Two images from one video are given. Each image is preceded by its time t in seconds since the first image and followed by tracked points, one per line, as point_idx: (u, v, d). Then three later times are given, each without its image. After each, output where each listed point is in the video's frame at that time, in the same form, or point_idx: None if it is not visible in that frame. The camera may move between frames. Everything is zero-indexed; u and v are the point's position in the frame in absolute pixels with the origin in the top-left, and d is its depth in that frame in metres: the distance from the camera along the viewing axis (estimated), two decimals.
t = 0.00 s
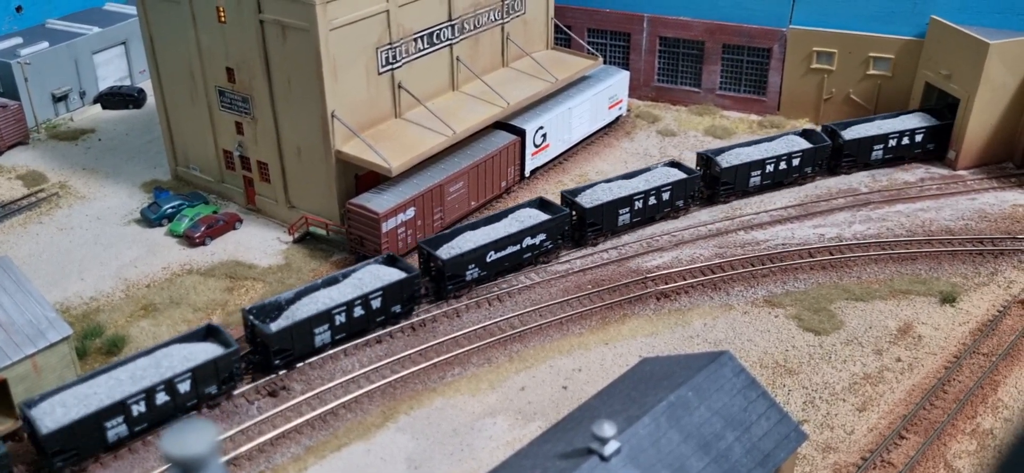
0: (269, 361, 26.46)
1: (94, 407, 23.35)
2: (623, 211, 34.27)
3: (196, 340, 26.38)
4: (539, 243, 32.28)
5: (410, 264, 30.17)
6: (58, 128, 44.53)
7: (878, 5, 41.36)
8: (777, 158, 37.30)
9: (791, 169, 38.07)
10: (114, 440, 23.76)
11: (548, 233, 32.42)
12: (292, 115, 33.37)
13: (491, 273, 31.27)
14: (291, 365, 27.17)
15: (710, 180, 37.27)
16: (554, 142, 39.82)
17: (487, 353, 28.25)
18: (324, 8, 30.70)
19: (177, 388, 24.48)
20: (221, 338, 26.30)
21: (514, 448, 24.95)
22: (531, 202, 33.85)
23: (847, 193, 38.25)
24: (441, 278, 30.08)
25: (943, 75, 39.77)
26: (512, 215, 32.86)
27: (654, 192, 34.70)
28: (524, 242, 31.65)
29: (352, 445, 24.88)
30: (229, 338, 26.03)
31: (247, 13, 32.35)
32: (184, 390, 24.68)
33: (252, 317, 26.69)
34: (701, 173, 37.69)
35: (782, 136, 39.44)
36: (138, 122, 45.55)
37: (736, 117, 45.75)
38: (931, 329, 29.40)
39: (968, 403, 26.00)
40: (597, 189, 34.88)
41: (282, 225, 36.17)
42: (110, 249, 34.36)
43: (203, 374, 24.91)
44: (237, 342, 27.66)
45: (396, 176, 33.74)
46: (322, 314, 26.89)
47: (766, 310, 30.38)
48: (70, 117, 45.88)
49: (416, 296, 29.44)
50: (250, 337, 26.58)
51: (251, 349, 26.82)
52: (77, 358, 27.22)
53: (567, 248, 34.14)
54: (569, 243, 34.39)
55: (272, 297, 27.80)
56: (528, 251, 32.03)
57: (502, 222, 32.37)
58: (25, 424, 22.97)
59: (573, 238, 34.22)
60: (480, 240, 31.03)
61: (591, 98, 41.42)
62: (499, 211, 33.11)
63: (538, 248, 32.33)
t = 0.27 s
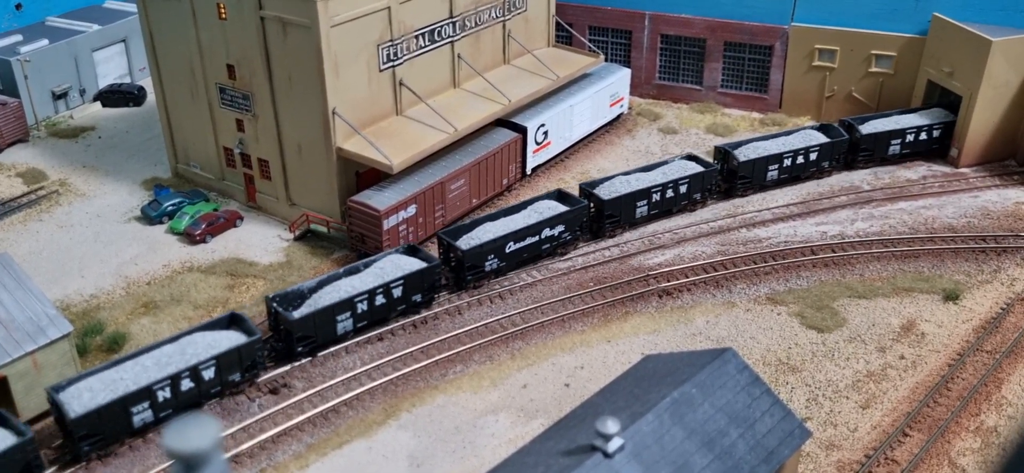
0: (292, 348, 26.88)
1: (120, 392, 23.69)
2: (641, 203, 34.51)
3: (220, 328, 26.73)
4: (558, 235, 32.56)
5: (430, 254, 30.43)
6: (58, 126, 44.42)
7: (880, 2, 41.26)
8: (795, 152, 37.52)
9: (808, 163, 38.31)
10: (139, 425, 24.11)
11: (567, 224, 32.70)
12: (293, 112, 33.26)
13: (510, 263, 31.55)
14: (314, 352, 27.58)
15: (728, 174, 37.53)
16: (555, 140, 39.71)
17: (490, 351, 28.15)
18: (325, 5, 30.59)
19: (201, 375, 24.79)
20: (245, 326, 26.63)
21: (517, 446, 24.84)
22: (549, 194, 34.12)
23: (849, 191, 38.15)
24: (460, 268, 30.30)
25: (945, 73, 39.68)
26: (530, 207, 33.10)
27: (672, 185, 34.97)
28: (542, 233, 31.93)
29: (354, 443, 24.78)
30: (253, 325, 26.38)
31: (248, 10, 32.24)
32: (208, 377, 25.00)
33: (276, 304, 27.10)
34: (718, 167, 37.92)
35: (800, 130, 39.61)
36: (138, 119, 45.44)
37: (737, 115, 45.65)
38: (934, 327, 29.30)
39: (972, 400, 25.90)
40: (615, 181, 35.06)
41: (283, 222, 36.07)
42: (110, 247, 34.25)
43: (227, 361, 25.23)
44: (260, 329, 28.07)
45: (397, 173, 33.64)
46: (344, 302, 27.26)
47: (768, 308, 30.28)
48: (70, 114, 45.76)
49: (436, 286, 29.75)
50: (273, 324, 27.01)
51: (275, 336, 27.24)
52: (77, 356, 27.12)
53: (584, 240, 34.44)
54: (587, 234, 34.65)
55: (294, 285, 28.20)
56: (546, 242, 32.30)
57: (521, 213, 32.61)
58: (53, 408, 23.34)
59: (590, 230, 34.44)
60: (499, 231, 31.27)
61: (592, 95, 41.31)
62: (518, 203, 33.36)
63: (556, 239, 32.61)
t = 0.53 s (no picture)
0: (313, 340, 27.36)
1: (146, 382, 24.13)
2: (658, 199, 35.06)
3: (242, 320, 27.17)
4: (574, 230, 33.12)
5: (448, 249, 30.96)
6: (59, 127, 44.51)
7: (880, 3, 41.36)
8: (810, 150, 37.89)
9: (824, 160, 38.68)
10: (165, 415, 24.53)
11: (583, 220, 33.28)
12: (294, 113, 33.35)
13: (527, 258, 32.14)
14: (334, 345, 28.05)
15: (744, 170, 37.96)
16: (556, 141, 39.79)
17: (491, 351, 28.23)
18: (327, 6, 30.68)
19: (225, 366, 25.22)
20: (266, 318, 27.06)
21: (518, 446, 24.92)
22: (565, 190, 34.70)
23: (849, 192, 38.24)
24: (478, 262, 30.88)
25: (945, 74, 39.79)
26: (547, 202, 33.67)
27: (689, 182, 35.43)
28: (559, 229, 32.49)
29: (356, 443, 24.86)
30: (275, 318, 26.82)
31: (250, 11, 32.32)
32: (231, 368, 25.42)
33: (297, 297, 27.61)
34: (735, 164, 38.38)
35: (816, 128, 39.97)
36: (140, 120, 45.52)
37: (737, 116, 45.75)
38: (934, 328, 29.39)
39: (972, 401, 25.99)
40: (633, 178, 35.69)
41: (285, 223, 36.15)
42: (113, 248, 34.33)
43: (249, 353, 25.65)
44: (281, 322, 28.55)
45: (399, 174, 33.73)
46: (364, 295, 27.70)
47: (769, 308, 30.38)
48: (71, 115, 45.84)
49: (454, 280, 30.28)
50: (294, 317, 27.48)
51: (296, 329, 27.72)
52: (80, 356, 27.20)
53: (601, 235, 35.03)
54: (603, 229, 35.24)
55: (315, 280, 28.71)
56: (563, 238, 32.88)
57: (538, 209, 33.19)
58: (81, 397, 23.79)
59: (607, 225, 35.07)
60: (516, 226, 31.83)
61: (593, 96, 41.39)
62: (534, 199, 33.93)
63: (573, 235, 33.18)
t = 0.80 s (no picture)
0: (335, 330, 27.85)
1: (174, 370, 24.58)
2: (673, 195, 35.40)
3: (265, 310, 27.61)
4: (590, 225, 33.54)
5: (467, 242, 31.43)
6: (59, 128, 44.52)
7: (878, 4, 41.40)
8: (825, 147, 38.14)
9: (838, 158, 38.91)
10: (192, 402, 24.99)
11: (600, 215, 33.70)
12: (294, 113, 33.38)
13: (544, 252, 32.60)
14: (356, 335, 28.56)
15: (759, 167, 38.20)
16: (555, 142, 39.82)
17: (490, 352, 28.26)
18: (326, 7, 30.71)
19: (250, 355, 25.65)
20: (290, 308, 27.53)
21: (517, 446, 24.95)
22: (582, 185, 35.11)
23: (847, 192, 38.28)
24: (495, 256, 31.35)
25: (943, 75, 39.84)
26: (564, 197, 34.10)
27: (704, 178, 35.80)
28: (575, 223, 32.92)
29: (355, 443, 24.89)
30: (299, 308, 27.28)
31: (249, 12, 32.35)
32: (257, 357, 25.85)
33: (320, 288, 28.08)
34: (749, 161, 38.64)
35: (830, 125, 40.23)
36: (139, 121, 45.52)
37: (736, 116, 45.78)
38: (933, 328, 29.42)
39: (970, 401, 26.02)
40: (648, 173, 36.06)
41: (284, 224, 36.18)
42: (112, 248, 34.35)
43: (275, 342, 26.08)
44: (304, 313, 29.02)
45: (398, 175, 33.75)
46: (385, 286, 28.19)
47: (767, 309, 30.41)
48: (71, 116, 45.85)
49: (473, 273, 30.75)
50: (316, 307, 27.97)
51: (318, 319, 28.21)
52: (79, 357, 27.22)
53: (617, 231, 35.43)
54: (619, 224, 35.67)
55: (337, 271, 29.18)
56: (579, 232, 33.31)
57: (555, 203, 33.62)
58: (111, 384, 24.26)
59: (623, 220, 35.47)
60: (533, 220, 32.27)
61: (592, 97, 41.41)
62: (552, 193, 34.36)
63: (589, 229, 33.61)
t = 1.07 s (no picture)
0: (356, 319, 28.31)
1: (201, 356, 25.13)
2: (689, 189, 35.77)
3: (288, 298, 28.14)
4: (607, 218, 33.99)
5: (485, 234, 31.87)
6: (57, 127, 44.46)
7: (878, 3, 41.36)
8: (839, 143, 38.37)
9: (852, 153, 39.14)
10: (219, 388, 25.54)
11: (616, 208, 34.13)
12: (291, 112, 33.34)
13: (561, 245, 33.09)
14: (378, 324, 29.03)
15: (773, 163, 38.55)
16: (553, 141, 39.78)
17: (488, 351, 28.22)
18: (324, 6, 30.67)
19: (275, 342, 26.17)
20: (313, 296, 28.05)
21: (515, 445, 24.91)
22: (599, 178, 35.56)
23: (846, 192, 38.25)
24: (512, 248, 31.86)
25: (942, 74, 39.80)
26: (581, 191, 34.55)
27: (719, 173, 36.14)
28: (592, 216, 33.39)
29: (353, 443, 24.84)
30: (321, 296, 27.82)
31: (246, 11, 32.30)
32: (282, 344, 26.37)
33: (341, 278, 28.56)
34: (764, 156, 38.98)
35: (845, 121, 40.50)
36: (137, 120, 45.47)
37: (735, 116, 45.75)
38: (931, 327, 29.39)
39: (968, 400, 25.98)
40: (664, 168, 36.46)
41: (281, 223, 36.13)
42: (110, 248, 34.30)
43: (298, 329, 26.58)
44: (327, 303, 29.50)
45: (396, 174, 33.70)
46: (405, 277, 28.66)
47: (766, 308, 30.38)
48: (69, 115, 45.79)
49: (491, 265, 31.17)
50: (338, 297, 28.46)
51: (340, 309, 28.69)
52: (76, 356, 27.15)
53: (632, 224, 35.87)
54: (635, 218, 36.14)
55: (358, 262, 29.66)
56: (595, 225, 33.77)
57: (572, 197, 34.10)
58: (141, 369, 24.84)
59: (638, 214, 35.90)
60: (550, 213, 32.77)
61: (590, 96, 41.36)
62: (568, 187, 34.84)
63: (605, 222, 34.06)
